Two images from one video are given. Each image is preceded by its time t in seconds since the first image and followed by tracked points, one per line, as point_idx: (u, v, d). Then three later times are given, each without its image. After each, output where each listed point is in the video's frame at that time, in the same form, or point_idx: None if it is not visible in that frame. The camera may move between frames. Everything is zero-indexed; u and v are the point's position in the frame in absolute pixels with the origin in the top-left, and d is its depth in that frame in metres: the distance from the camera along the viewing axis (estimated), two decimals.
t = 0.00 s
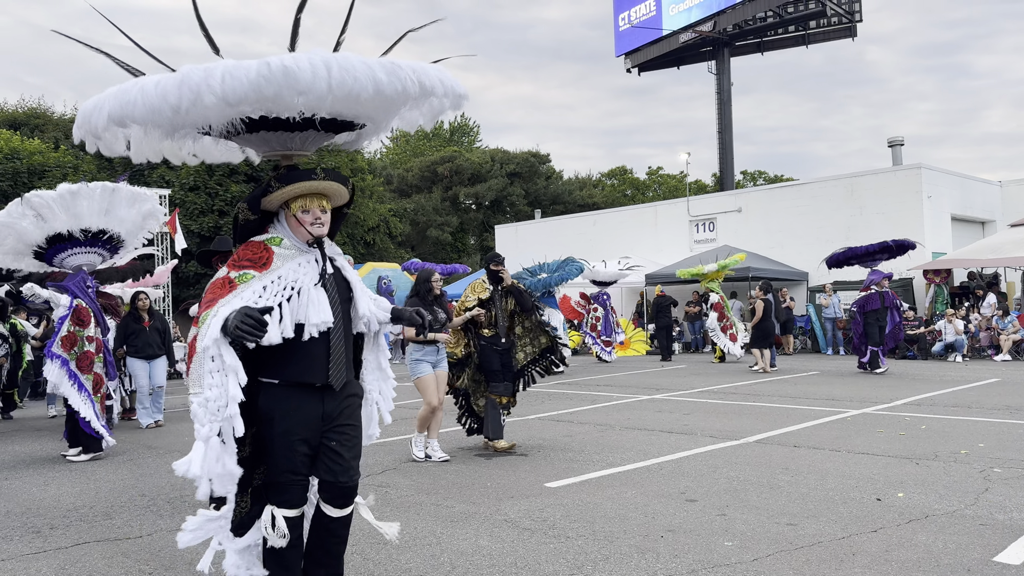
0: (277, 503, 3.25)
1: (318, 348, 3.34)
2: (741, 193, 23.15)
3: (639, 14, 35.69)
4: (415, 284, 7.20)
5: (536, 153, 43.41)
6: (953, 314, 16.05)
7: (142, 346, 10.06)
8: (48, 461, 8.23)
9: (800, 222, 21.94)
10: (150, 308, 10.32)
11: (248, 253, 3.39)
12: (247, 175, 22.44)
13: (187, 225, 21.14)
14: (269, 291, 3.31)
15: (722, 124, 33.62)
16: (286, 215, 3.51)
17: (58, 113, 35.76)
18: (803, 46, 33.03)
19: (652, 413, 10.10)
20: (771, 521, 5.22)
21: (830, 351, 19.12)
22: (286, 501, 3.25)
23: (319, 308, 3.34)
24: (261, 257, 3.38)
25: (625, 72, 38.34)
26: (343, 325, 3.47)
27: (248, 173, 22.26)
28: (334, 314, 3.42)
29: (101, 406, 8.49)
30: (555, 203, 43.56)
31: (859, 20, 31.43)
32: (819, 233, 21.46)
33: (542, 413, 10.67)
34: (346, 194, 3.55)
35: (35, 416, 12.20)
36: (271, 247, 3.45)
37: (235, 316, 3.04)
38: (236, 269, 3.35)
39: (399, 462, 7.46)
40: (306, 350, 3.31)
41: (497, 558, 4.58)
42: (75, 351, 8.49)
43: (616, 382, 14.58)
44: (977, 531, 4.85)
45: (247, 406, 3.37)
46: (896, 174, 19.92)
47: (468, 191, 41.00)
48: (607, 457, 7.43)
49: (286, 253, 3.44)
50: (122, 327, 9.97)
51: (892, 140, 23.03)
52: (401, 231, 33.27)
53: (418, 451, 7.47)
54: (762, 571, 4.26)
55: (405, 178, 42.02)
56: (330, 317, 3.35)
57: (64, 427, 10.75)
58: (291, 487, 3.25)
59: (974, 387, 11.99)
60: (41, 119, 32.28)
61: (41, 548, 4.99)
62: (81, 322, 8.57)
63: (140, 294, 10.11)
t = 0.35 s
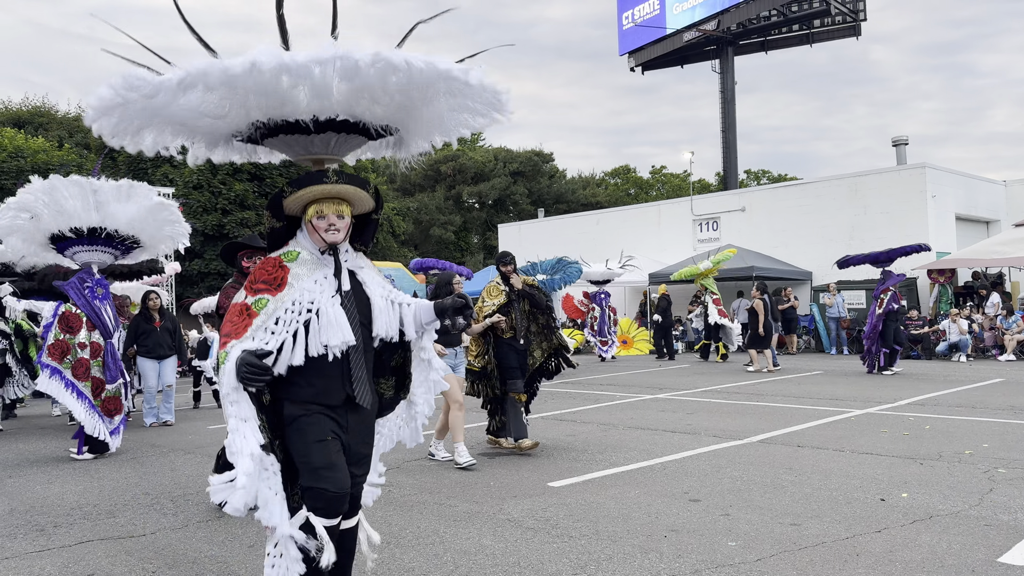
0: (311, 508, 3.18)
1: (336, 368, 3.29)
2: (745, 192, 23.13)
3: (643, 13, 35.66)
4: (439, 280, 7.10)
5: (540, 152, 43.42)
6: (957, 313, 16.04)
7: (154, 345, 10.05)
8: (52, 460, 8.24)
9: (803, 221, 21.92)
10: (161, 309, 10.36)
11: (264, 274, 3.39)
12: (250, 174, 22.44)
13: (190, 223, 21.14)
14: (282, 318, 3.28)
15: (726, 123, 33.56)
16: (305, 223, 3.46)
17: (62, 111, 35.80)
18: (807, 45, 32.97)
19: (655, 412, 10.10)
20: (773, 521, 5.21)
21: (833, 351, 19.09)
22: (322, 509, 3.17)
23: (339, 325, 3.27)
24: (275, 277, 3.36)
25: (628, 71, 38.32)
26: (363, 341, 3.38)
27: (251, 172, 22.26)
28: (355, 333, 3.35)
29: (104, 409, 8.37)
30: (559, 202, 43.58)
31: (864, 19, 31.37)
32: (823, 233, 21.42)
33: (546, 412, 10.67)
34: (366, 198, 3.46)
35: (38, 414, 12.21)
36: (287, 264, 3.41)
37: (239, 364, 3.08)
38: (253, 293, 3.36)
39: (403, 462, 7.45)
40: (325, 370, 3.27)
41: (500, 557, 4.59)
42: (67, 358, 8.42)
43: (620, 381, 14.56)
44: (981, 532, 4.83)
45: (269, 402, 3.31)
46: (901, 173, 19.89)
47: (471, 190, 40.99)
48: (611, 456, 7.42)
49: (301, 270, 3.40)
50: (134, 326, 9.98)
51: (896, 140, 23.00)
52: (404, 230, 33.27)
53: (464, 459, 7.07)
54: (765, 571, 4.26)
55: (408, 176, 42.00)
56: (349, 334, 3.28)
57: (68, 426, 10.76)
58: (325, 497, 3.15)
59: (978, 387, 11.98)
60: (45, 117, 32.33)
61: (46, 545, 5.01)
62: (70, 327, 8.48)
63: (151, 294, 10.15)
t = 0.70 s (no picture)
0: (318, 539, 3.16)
1: (339, 383, 3.27)
2: (746, 189, 23.11)
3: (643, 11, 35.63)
4: (458, 278, 7.01)
5: (540, 150, 43.40)
6: (959, 310, 16.06)
7: (169, 343, 10.07)
8: (54, 459, 8.24)
9: (804, 218, 21.90)
10: (175, 306, 10.34)
11: (267, 285, 3.37)
12: (251, 172, 22.42)
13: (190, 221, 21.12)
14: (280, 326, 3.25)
15: (726, 120, 33.52)
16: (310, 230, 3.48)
17: (62, 110, 35.74)
18: (808, 42, 32.94)
19: (656, 410, 10.09)
20: (775, 518, 5.21)
21: (835, 348, 19.08)
22: (335, 537, 3.13)
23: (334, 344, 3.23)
24: (278, 290, 3.35)
25: (629, 68, 38.27)
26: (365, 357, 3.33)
27: (251, 170, 22.25)
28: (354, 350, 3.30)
29: (106, 413, 8.38)
30: (560, 200, 43.56)
31: (865, 15, 31.33)
32: (824, 230, 21.39)
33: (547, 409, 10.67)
34: (373, 202, 3.52)
35: (40, 413, 12.22)
36: (292, 277, 3.43)
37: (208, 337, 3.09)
38: (253, 304, 3.32)
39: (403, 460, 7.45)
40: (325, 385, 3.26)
41: (502, 555, 4.59)
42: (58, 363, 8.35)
43: (621, 379, 14.54)
44: (982, 528, 4.83)
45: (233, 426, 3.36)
46: (902, 170, 19.87)
47: (472, 188, 40.95)
48: (612, 453, 7.42)
49: (305, 283, 3.40)
50: (149, 324, 9.99)
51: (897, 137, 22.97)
52: (405, 228, 33.25)
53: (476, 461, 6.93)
54: (767, 568, 4.26)
55: (409, 174, 41.97)
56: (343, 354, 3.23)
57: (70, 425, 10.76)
58: (336, 523, 3.12)
59: (979, 383, 11.99)
60: (45, 116, 32.30)
61: (48, 544, 5.01)
62: (57, 332, 8.34)
63: (164, 292, 10.14)
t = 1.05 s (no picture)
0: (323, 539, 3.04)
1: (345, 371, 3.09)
2: (744, 184, 23.11)
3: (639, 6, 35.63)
4: (476, 277, 7.03)
5: (537, 146, 43.40)
6: (957, 304, 16.10)
7: (174, 338, 10.14)
8: (52, 457, 8.24)
9: (801, 213, 21.91)
10: (180, 300, 10.48)
11: (276, 262, 3.20)
12: (248, 169, 22.39)
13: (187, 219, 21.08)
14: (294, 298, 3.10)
15: (724, 115, 33.51)
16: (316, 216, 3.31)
17: (58, 108, 35.66)
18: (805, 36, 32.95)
19: (654, 405, 10.10)
20: (773, 512, 5.22)
21: (833, 343, 19.11)
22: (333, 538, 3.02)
23: (348, 325, 3.08)
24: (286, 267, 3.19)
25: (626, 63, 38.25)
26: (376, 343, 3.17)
27: (248, 167, 22.21)
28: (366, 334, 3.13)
29: (82, 409, 8.27)
30: (557, 195, 43.58)
31: (862, 10, 31.34)
32: (822, 225, 21.38)
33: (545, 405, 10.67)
34: (383, 191, 3.33)
35: (38, 411, 12.22)
36: (302, 256, 3.25)
37: (260, 281, 2.92)
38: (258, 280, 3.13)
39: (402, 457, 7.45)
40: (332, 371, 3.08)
41: (501, 551, 4.59)
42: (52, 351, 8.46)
43: (620, 374, 14.55)
44: (980, 521, 4.85)
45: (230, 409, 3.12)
46: (899, 164, 19.87)
47: (470, 184, 40.92)
48: (610, 449, 7.43)
49: (316, 265, 3.23)
50: (155, 318, 10.08)
51: (895, 131, 22.96)
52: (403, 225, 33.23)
53: (476, 458, 6.95)
54: (765, 562, 4.26)
55: (406, 171, 41.94)
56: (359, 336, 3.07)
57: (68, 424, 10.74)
58: (338, 527, 3.02)
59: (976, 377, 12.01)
60: (41, 113, 32.22)
61: (47, 543, 4.99)
62: (56, 321, 8.46)
63: (170, 286, 10.29)
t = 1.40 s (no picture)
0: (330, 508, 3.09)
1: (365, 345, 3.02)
2: (739, 179, 23.12)
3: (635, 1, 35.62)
4: (507, 268, 6.90)
5: (533, 141, 43.36)
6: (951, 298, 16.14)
7: (174, 336, 10.13)
8: (48, 455, 8.22)
9: (797, 207, 21.93)
10: (181, 297, 10.40)
11: (292, 227, 3.12)
12: (243, 165, 22.33)
13: (183, 216, 21.02)
14: (314, 269, 3.00)
15: (720, 110, 33.53)
16: (331, 184, 3.24)
17: (52, 106, 35.52)
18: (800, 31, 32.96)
19: (651, 400, 10.11)
20: (770, 505, 5.23)
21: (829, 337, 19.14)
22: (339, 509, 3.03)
23: (370, 300, 3.00)
24: (305, 233, 3.10)
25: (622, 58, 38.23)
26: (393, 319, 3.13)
27: (244, 164, 22.16)
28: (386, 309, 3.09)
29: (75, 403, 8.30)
30: (553, 191, 43.56)
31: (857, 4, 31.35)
32: (818, 219, 21.41)
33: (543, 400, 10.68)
34: (401, 162, 3.29)
35: (35, 409, 12.20)
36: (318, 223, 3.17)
37: (309, 287, 2.69)
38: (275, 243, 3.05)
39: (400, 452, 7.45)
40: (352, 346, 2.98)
41: (498, 545, 4.59)
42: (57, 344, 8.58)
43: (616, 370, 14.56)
44: (977, 513, 4.86)
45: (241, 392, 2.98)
46: (895, 158, 19.89)
47: (466, 180, 40.87)
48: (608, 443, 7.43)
49: (334, 231, 3.16)
50: (156, 316, 10.04)
51: (890, 125, 22.99)
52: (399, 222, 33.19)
53: (475, 452, 6.91)
54: (763, 555, 4.28)
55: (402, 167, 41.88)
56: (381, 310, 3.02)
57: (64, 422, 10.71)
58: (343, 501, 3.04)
59: (972, 370, 12.03)
60: (35, 111, 32.09)
61: (44, 541, 4.97)
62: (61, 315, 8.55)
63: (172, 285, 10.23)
